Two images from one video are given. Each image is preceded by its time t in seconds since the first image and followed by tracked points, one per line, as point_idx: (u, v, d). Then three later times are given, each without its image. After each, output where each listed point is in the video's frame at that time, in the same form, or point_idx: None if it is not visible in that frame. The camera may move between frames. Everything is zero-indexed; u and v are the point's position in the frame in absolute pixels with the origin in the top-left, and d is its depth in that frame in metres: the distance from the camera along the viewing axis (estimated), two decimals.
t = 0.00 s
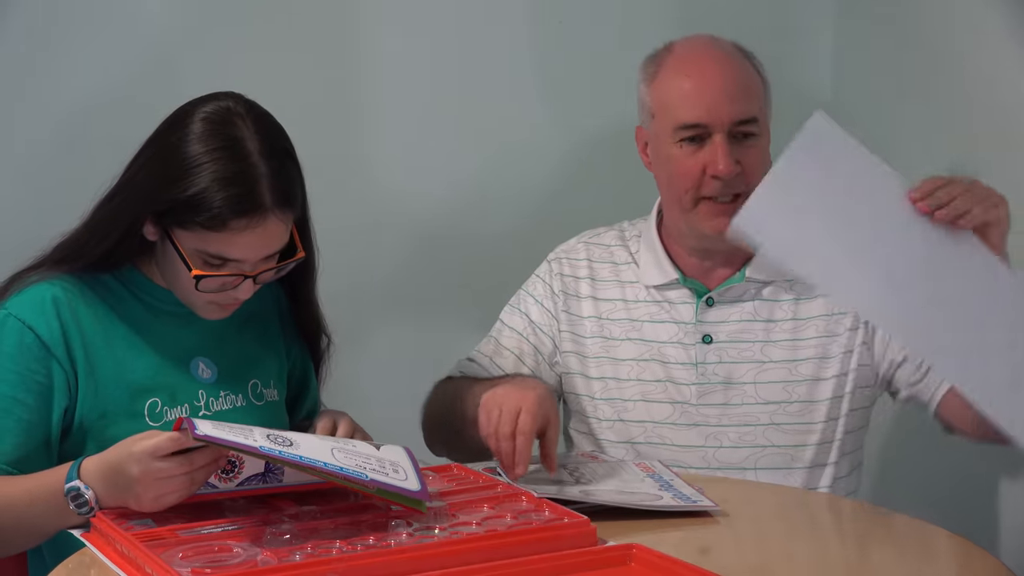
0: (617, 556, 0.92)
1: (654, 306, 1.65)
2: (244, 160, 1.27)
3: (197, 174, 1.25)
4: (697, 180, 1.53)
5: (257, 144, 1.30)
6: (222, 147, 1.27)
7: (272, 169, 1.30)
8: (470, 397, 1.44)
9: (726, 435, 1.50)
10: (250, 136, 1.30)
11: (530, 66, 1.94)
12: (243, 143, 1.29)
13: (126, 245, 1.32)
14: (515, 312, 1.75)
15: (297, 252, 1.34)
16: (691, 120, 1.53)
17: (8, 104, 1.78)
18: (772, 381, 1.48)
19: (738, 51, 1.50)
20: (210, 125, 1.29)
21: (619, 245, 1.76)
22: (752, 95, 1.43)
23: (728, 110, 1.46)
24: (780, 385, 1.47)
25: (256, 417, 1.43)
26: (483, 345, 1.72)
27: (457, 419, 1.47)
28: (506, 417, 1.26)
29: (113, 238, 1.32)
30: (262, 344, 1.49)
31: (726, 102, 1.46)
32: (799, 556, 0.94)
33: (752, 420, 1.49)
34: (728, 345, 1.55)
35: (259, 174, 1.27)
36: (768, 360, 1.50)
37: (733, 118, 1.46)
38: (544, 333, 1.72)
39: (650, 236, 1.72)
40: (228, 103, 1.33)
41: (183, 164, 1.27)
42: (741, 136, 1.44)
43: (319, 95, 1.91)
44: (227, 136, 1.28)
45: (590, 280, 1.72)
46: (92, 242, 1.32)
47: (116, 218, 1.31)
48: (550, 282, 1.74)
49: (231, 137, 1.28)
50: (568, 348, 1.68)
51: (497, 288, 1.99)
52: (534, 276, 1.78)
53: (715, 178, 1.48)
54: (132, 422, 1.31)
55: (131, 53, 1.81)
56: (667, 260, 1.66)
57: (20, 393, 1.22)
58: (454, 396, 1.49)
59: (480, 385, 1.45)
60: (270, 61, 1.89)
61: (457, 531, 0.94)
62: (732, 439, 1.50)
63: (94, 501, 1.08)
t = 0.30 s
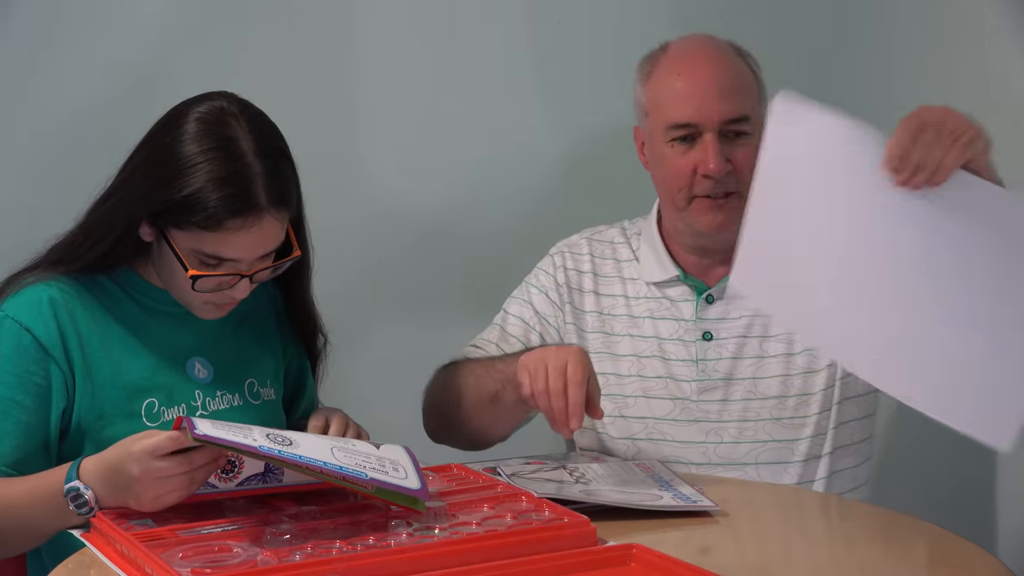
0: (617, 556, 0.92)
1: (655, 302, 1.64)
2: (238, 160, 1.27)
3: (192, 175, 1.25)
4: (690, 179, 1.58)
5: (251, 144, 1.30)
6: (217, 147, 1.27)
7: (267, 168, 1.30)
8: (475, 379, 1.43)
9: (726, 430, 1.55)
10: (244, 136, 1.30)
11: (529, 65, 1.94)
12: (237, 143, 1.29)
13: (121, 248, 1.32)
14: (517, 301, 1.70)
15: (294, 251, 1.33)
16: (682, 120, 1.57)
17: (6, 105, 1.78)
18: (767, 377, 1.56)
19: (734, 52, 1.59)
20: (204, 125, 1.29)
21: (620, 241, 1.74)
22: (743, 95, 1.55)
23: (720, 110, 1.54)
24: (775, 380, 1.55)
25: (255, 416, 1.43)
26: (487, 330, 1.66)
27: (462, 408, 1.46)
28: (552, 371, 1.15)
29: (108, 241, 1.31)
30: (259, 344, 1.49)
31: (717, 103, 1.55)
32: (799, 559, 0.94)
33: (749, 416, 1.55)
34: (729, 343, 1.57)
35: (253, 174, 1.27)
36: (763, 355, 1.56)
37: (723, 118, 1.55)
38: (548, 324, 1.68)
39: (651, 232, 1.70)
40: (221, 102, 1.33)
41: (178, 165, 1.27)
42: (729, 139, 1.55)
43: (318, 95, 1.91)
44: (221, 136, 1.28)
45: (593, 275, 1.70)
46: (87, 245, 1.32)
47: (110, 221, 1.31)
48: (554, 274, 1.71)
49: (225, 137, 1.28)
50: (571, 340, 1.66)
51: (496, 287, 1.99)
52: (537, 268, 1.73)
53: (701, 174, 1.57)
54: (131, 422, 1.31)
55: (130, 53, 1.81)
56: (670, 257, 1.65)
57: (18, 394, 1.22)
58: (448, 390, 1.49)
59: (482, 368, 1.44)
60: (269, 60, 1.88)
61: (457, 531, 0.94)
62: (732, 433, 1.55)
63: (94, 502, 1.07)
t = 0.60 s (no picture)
0: (617, 556, 0.92)
1: (651, 303, 1.65)
2: (234, 160, 1.27)
3: (188, 176, 1.25)
4: (684, 178, 1.57)
5: (247, 144, 1.30)
6: (213, 148, 1.27)
7: (263, 168, 1.30)
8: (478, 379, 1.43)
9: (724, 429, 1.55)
10: (240, 136, 1.30)
11: (527, 64, 1.94)
12: (234, 143, 1.29)
13: (118, 249, 1.32)
14: (515, 300, 1.70)
15: (291, 251, 1.33)
16: (676, 118, 1.57)
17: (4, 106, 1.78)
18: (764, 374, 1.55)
19: (727, 51, 1.59)
20: (200, 126, 1.29)
21: (616, 241, 1.74)
22: (735, 94, 1.54)
23: (715, 108, 1.54)
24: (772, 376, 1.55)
25: (254, 416, 1.43)
26: (485, 329, 1.64)
27: (462, 406, 1.46)
28: (565, 378, 1.15)
29: (105, 242, 1.31)
30: (257, 344, 1.49)
31: (712, 102, 1.54)
32: (796, 559, 0.94)
33: (748, 415, 1.54)
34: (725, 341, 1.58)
35: (250, 174, 1.27)
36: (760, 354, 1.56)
37: (717, 117, 1.54)
38: (546, 322, 1.68)
39: (646, 232, 1.71)
40: (217, 103, 1.33)
41: (174, 166, 1.27)
42: (725, 137, 1.55)
43: (317, 95, 1.91)
44: (218, 136, 1.28)
45: (590, 276, 1.71)
46: (84, 245, 1.32)
47: (107, 222, 1.30)
48: (552, 274, 1.71)
49: (222, 137, 1.28)
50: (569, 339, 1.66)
51: (495, 287, 1.98)
52: (533, 268, 1.74)
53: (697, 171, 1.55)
54: (129, 423, 1.31)
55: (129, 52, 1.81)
56: (664, 256, 1.66)
57: (16, 396, 1.22)
58: (446, 391, 1.50)
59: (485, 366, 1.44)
60: (268, 60, 1.88)
61: (457, 531, 0.94)
62: (729, 433, 1.55)
63: (92, 502, 1.07)
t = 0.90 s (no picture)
0: (618, 555, 0.92)
1: (643, 303, 1.65)
2: (233, 160, 1.27)
3: (187, 175, 1.25)
4: (671, 178, 1.57)
5: (246, 144, 1.30)
6: (212, 147, 1.27)
7: (262, 168, 1.30)
8: (491, 381, 1.42)
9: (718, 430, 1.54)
10: (239, 136, 1.30)
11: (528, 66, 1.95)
12: (232, 143, 1.28)
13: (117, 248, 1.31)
14: (515, 297, 1.68)
15: (290, 250, 1.33)
16: (663, 119, 1.57)
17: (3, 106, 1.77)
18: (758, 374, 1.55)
19: (712, 51, 1.60)
20: (199, 126, 1.29)
21: (610, 241, 1.74)
22: (721, 93, 1.55)
23: (701, 109, 1.54)
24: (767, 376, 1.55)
25: (253, 416, 1.43)
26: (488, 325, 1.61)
27: (462, 404, 1.46)
28: (615, 392, 1.10)
29: (104, 241, 1.31)
30: (257, 344, 1.49)
31: (698, 103, 1.54)
32: (789, 559, 0.94)
33: (741, 414, 1.55)
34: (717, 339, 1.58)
35: (249, 174, 1.27)
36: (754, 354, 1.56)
37: (703, 118, 1.55)
38: (546, 318, 1.65)
39: (639, 231, 1.71)
40: (215, 103, 1.33)
41: (173, 165, 1.26)
42: (711, 136, 1.56)
43: (316, 94, 1.90)
44: (217, 137, 1.28)
45: (584, 274, 1.70)
46: (84, 244, 1.32)
47: (107, 221, 1.30)
48: (551, 271, 1.69)
49: (221, 137, 1.28)
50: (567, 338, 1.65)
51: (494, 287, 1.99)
52: (528, 267, 1.72)
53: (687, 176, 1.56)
54: (128, 423, 1.31)
55: (128, 52, 1.81)
56: (656, 257, 1.67)
57: (16, 396, 1.21)
58: (443, 392, 1.50)
59: (496, 365, 1.43)
60: (269, 59, 1.88)
61: (456, 531, 0.94)
62: (724, 434, 1.55)
63: (92, 502, 1.06)
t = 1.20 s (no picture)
0: (617, 556, 0.92)
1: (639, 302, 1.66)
2: (234, 160, 1.27)
3: (187, 175, 1.25)
4: (656, 171, 1.57)
5: (246, 144, 1.30)
6: (212, 148, 1.27)
7: (262, 168, 1.30)
8: (513, 408, 1.39)
9: (715, 430, 1.55)
10: (239, 136, 1.30)
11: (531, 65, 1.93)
12: (233, 144, 1.29)
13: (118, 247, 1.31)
14: (521, 298, 1.67)
15: (290, 252, 1.33)
16: (645, 114, 1.57)
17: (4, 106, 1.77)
18: (755, 374, 1.55)
19: (699, 47, 1.60)
20: (200, 126, 1.29)
21: (607, 241, 1.76)
22: (704, 85, 1.56)
23: (682, 102, 1.55)
24: (764, 375, 1.55)
25: (253, 416, 1.43)
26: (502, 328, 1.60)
27: (467, 405, 1.45)
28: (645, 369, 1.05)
29: (105, 241, 1.31)
30: (257, 344, 1.49)
31: (680, 96, 1.55)
32: (788, 558, 0.95)
33: (740, 414, 1.55)
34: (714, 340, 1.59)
35: (249, 174, 1.27)
36: (751, 353, 1.56)
37: (684, 111, 1.55)
38: (552, 318, 1.64)
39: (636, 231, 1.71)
40: (216, 103, 1.33)
41: (173, 165, 1.27)
42: (693, 130, 1.56)
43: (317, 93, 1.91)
44: (217, 137, 1.28)
45: (584, 273, 1.70)
46: (84, 244, 1.32)
47: (107, 221, 1.30)
48: (556, 271, 1.69)
49: (221, 138, 1.28)
50: (571, 339, 1.65)
51: (494, 287, 1.99)
52: (530, 269, 1.72)
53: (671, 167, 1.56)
54: (129, 423, 1.31)
55: (129, 51, 1.81)
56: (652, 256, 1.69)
57: (16, 397, 1.21)
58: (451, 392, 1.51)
59: (511, 377, 1.40)
60: (270, 60, 1.88)
61: (456, 531, 0.94)
62: (721, 434, 1.56)
63: (90, 504, 1.06)
